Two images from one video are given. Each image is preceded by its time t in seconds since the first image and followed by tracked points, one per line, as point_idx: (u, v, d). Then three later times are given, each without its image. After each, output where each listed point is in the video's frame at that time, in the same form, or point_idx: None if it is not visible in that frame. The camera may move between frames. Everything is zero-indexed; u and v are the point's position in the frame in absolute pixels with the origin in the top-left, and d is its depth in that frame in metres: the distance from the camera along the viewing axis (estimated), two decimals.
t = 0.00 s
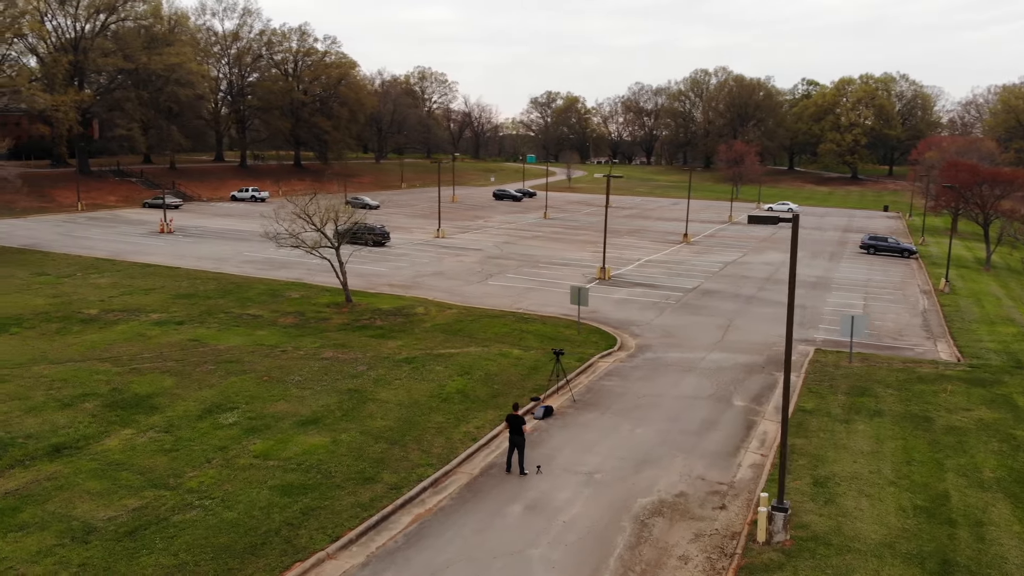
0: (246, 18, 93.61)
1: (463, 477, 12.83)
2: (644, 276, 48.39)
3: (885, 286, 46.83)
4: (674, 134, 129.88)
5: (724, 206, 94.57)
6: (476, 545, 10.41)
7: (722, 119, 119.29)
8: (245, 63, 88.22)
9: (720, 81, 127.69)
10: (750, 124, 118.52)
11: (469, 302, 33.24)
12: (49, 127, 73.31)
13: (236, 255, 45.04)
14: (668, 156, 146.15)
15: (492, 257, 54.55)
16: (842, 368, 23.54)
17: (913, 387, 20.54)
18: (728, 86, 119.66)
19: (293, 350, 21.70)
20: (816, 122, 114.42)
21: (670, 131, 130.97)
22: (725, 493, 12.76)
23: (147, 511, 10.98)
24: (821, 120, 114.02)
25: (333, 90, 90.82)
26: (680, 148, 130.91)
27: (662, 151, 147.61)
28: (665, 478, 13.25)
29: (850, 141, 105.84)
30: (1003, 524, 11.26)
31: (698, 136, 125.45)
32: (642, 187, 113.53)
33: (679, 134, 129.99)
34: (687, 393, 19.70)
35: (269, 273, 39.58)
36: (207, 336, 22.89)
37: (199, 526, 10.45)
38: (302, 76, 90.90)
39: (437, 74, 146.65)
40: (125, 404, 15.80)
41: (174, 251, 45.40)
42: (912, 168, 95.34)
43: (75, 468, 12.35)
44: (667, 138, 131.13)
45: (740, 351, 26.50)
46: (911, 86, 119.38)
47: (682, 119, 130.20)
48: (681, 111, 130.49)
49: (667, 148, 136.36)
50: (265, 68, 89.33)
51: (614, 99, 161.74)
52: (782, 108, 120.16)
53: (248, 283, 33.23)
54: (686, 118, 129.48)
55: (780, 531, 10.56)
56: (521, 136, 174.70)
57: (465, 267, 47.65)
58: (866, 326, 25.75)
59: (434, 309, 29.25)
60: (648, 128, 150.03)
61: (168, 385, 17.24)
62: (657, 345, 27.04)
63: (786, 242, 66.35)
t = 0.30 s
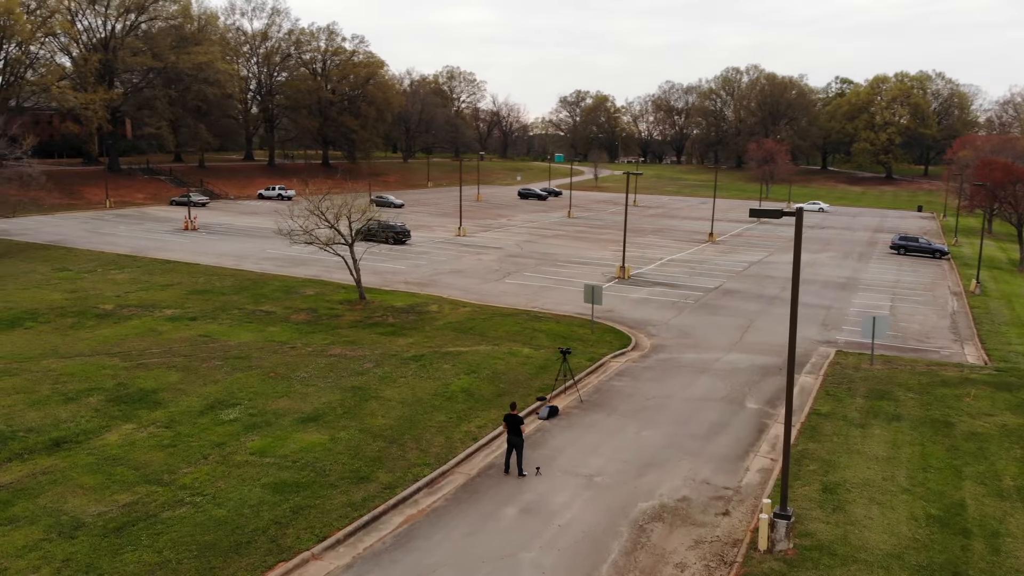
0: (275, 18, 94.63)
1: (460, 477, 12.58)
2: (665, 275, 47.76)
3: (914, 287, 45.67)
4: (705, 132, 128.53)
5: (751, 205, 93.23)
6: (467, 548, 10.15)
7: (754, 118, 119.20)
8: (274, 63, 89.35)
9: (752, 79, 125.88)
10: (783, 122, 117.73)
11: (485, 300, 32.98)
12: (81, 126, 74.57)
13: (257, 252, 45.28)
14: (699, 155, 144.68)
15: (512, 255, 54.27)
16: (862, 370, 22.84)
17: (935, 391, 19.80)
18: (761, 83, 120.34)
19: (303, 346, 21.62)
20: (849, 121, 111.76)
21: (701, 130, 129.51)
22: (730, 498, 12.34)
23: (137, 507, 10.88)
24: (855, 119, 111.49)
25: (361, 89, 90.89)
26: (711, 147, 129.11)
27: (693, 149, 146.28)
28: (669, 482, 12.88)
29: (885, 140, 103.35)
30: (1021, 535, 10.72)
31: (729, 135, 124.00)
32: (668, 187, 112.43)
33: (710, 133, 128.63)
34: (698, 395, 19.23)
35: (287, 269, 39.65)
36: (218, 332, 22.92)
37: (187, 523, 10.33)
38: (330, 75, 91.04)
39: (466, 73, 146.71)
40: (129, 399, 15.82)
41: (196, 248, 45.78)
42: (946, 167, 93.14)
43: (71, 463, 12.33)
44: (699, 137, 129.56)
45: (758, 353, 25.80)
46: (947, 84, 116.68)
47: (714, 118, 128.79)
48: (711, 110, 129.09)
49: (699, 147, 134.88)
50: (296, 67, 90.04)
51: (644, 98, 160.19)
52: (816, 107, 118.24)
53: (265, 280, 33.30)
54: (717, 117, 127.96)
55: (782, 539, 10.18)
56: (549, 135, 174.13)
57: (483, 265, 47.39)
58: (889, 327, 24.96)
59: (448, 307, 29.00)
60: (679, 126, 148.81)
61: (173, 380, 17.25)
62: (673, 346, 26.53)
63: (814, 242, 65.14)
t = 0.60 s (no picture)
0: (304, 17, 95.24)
1: (456, 478, 12.31)
2: (689, 274, 47.01)
3: (945, 288, 44.40)
4: (739, 131, 127.59)
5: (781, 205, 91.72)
6: (455, 552, 9.86)
7: (788, 117, 117.56)
8: (303, 63, 89.83)
9: (786, 77, 124.02)
10: (817, 120, 116.28)
11: (501, 298, 32.67)
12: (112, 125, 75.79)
13: (278, 248, 45.45)
14: (733, 154, 142.85)
15: (533, 254, 53.86)
16: (884, 373, 22.05)
17: (960, 395, 18.98)
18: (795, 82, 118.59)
19: (312, 342, 21.49)
20: (886, 121, 108.34)
21: (735, 129, 128.67)
22: (734, 504, 11.89)
23: (127, 503, 10.78)
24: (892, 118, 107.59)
25: (390, 89, 91.01)
26: (744, 145, 128.23)
27: (726, 148, 144.13)
28: (672, 486, 12.45)
29: (921, 139, 100.58)
30: None
31: (762, 134, 122.76)
32: (696, 186, 111.12)
33: (743, 132, 127.15)
34: (711, 397, 18.68)
35: (306, 266, 39.73)
36: (229, 328, 22.93)
37: (174, 520, 10.18)
38: (359, 75, 91.03)
39: (495, 73, 146.63)
40: (132, 394, 15.80)
41: (219, 246, 46.11)
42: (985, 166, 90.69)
43: (67, 457, 12.27)
44: (732, 136, 128.27)
45: (778, 353, 25.05)
46: (986, 82, 113.72)
47: (746, 116, 127.45)
48: (744, 108, 127.64)
49: (731, 145, 134.08)
50: (327, 68, 90.50)
51: (677, 96, 158.44)
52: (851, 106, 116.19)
53: (282, 276, 33.32)
54: (750, 116, 126.69)
55: (785, 549, 9.75)
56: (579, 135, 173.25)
57: (503, 263, 47.08)
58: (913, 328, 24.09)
59: (462, 304, 28.71)
60: (712, 125, 146.10)
61: (178, 375, 17.22)
62: (690, 346, 25.94)
63: (844, 242, 63.75)
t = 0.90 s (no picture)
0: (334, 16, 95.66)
1: (452, 479, 12.00)
2: (714, 274, 46.11)
3: (981, 290, 42.94)
4: (774, 130, 125.32)
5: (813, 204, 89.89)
6: (442, 555, 9.53)
7: (823, 115, 114.89)
8: (332, 62, 90.50)
9: (822, 75, 121.28)
10: (852, 119, 114.32)
11: (518, 296, 32.26)
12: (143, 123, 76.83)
13: (300, 245, 45.54)
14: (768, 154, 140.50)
15: (556, 252, 53.32)
16: (909, 376, 21.21)
17: (988, 401, 18.12)
18: (830, 80, 116.51)
19: (322, 339, 21.34)
20: (924, 119, 105.25)
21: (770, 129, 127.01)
22: (740, 512, 11.42)
23: (116, 499, 10.64)
24: (930, 117, 104.80)
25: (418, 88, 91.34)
26: (779, 145, 126.53)
27: (760, 147, 141.62)
28: (676, 491, 12.00)
29: (960, 138, 97.73)
30: None
31: (797, 133, 120.60)
32: (726, 185, 109.43)
33: (777, 131, 125.11)
34: (725, 399, 18.12)
35: (326, 262, 39.70)
36: (241, 324, 22.89)
37: (160, 518, 10.01)
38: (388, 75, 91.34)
39: (526, 71, 145.78)
40: (137, 389, 15.77)
41: (242, 243, 46.35)
42: None
43: (63, 451, 12.19)
44: (766, 135, 126.35)
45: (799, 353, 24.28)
46: None
47: (781, 115, 125.47)
48: (778, 107, 125.62)
49: (765, 145, 132.06)
50: (357, 67, 90.99)
51: (711, 95, 156.08)
52: (888, 104, 113.66)
53: (300, 273, 33.30)
54: (785, 114, 124.83)
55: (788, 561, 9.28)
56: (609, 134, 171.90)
57: (524, 261, 46.71)
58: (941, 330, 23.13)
59: (477, 302, 28.34)
60: (746, 124, 143.93)
61: (185, 371, 17.17)
62: (708, 347, 25.28)
63: (877, 242, 62.17)
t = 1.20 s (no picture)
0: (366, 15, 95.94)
1: (449, 480, 11.68)
2: (741, 273, 45.11)
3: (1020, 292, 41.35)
4: (811, 130, 123.03)
5: (847, 203, 87.86)
6: (429, 559, 9.19)
7: (860, 113, 112.38)
8: (363, 61, 90.96)
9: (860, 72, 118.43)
10: (891, 117, 111.53)
11: (537, 294, 31.80)
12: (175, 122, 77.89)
13: (324, 242, 45.58)
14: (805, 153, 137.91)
15: (581, 251, 52.69)
16: (938, 379, 20.32)
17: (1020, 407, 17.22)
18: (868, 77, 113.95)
19: (333, 336, 21.16)
20: (965, 117, 102.89)
21: (807, 128, 124.61)
22: (746, 520, 10.89)
23: (105, 495, 10.48)
24: (971, 115, 102.44)
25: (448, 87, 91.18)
26: (816, 144, 124.02)
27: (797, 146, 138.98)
28: (681, 497, 11.52)
29: (1003, 137, 94.69)
30: None
31: (835, 132, 118.18)
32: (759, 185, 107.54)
33: (814, 130, 122.80)
34: (741, 400, 17.50)
35: (347, 259, 39.66)
36: (254, 320, 22.85)
37: (146, 515, 9.82)
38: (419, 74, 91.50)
39: (558, 70, 144.90)
40: (142, 384, 15.71)
41: (267, 240, 46.57)
42: None
43: (59, 445, 12.10)
44: (803, 134, 124.09)
45: (823, 354, 23.46)
46: None
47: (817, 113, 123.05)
48: (815, 105, 123.21)
49: (802, 144, 129.65)
50: (388, 66, 91.29)
51: (746, 94, 153.73)
52: (928, 102, 110.74)
53: (319, 269, 33.24)
54: (822, 113, 121.77)
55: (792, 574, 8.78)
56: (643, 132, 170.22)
57: (546, 260, 46.25)
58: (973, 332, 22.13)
59: (494, 300, 27.97)
60: (783, 123, 141.36)
61: (191, 366, 17.11)
62: (728, 347, 24.59)
63: (914, 242, 60.41)
